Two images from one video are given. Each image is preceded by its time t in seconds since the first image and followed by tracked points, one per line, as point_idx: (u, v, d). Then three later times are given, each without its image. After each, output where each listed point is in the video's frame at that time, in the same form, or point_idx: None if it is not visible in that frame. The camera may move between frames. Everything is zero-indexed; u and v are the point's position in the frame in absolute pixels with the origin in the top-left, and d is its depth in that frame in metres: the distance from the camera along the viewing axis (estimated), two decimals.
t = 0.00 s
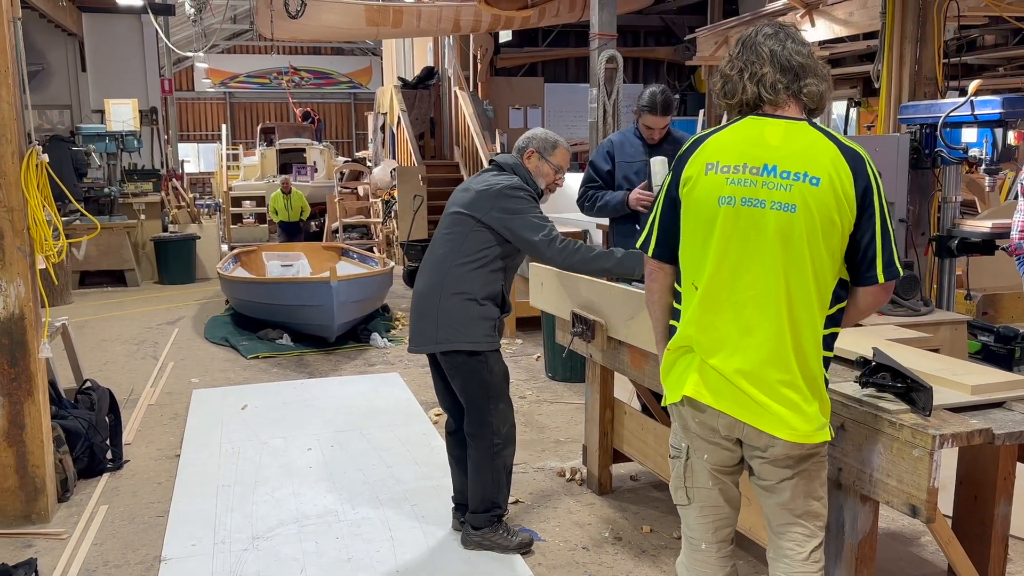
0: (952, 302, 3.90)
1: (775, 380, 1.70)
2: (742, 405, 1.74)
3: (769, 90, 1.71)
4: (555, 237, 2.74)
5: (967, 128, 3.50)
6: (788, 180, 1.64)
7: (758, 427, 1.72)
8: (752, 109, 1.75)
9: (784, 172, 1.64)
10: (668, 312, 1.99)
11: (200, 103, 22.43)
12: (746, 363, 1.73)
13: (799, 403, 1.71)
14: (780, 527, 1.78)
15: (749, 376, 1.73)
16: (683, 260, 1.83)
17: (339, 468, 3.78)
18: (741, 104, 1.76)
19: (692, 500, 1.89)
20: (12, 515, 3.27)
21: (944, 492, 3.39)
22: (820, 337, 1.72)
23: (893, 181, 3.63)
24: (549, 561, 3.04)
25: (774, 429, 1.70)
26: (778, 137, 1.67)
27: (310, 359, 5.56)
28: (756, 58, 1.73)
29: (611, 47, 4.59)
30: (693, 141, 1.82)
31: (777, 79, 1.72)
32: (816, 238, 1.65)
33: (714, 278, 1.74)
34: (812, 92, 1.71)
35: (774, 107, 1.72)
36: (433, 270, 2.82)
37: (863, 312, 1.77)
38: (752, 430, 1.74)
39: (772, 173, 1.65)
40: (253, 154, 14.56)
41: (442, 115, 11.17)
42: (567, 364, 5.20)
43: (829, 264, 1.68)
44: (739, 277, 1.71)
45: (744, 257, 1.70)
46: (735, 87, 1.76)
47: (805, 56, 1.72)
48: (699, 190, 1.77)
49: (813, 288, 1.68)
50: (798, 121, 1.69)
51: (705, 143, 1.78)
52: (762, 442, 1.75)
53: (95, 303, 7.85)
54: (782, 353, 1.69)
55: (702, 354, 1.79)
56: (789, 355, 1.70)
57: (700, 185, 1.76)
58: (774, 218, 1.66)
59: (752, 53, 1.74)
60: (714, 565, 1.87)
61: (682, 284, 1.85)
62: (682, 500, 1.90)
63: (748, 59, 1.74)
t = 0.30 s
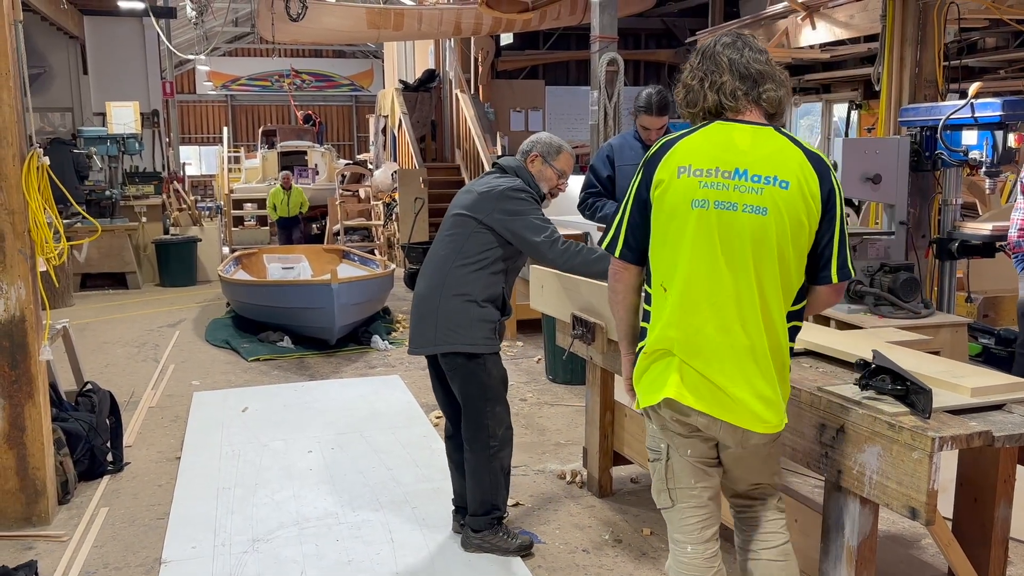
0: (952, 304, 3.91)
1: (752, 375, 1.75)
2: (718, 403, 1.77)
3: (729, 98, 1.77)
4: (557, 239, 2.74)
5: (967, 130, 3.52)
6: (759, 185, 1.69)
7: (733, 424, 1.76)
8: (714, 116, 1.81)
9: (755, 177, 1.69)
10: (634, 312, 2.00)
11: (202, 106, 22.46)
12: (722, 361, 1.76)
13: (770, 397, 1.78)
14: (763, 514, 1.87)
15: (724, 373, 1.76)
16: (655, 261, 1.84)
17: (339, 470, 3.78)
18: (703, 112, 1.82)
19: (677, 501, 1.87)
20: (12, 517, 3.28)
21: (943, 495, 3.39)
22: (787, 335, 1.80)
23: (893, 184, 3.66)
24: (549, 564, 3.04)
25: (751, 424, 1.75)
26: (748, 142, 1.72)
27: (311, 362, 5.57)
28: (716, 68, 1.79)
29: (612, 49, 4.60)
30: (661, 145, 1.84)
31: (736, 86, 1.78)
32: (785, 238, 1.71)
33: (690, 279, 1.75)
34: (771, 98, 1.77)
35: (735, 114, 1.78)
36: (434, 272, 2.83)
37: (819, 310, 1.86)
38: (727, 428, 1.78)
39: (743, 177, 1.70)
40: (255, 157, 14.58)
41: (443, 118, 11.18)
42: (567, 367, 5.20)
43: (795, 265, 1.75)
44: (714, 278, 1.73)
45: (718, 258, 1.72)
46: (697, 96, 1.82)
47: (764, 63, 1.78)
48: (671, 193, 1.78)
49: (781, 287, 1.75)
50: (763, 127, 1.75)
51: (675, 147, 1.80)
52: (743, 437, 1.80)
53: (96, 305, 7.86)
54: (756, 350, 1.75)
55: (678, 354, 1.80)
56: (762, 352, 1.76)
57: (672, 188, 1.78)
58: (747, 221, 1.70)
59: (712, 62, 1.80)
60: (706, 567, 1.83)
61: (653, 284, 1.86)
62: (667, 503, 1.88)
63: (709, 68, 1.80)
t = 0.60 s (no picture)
0: (945, 307, 3.92)
1: (741, 369, 1.86)
2: (712, 398, 1.85)
3: (700, 109, 1.87)
4: (550, 243, 2.72)
5: (959, 133, 3.55)
6: (745, 187, 1.79)
7: (724, 418, 1.86)
8: (685, 128, 1.91)
9: (741, 180, 1.79)
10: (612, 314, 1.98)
11: (197, 109, 22.44)
12: (715, 358, 1.83)
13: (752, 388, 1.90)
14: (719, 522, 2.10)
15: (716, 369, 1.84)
16: (644, 260, 1.86)
17: (333, 474, 3.78)
18: (676, 124, 1.91)
19: (668, 501, 1.92)
20: (4, 521, 3.27)
21: (936, 496, 3.39)
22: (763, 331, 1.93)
23: (886, 187, 3.67)
24: (543, 566, 3.04)
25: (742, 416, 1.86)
26: (730, 147, 1.81)
27: (305, 364, 5.56)
28: (686, 80, 1.88)
29: (606, 52, 4.61)
30: (643, 148, 1.87)
31: (705, 98, 1.87)
32: (765, 240, 1.83)
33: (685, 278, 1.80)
34: (739, 109, 1.87)
35: (706, 124, 1.87)
36: (431, 274, 2.83)
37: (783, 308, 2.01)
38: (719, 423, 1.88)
39: (730, 180, 1.79)
40: (250, 160, 14.57)
41: (439, 120, 11.18)
42: (562, 369, 5.21)
43: (772, 264, 1.88)
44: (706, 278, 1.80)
45: (708, 257, 1.79)
46: (669, 108, 1.92)
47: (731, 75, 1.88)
48: (661, 194, 1.81)
49: (761, 284, 1.87)
50: (739, 134, 1.85)
51: (660, 150, 1.83)
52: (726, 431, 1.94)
53: (90, 308, 7.84)
54: (742, 346, 1.86)
55: (671, 352, 1.84)
56: (746, 348, 1.87)
57: (663, 189, 1.81)
58: (735, 222, 1.79)
59: (683, 76, 1.88)
60: (695, 562, 1.89)
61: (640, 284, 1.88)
62: (657, 503, 1.92)
63: (679, 82, 1.89)
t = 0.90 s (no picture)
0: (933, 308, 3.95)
1: (716, 353, 2.09)
2: (690, 379, 2.06)
3: (677, 112, 2.10)
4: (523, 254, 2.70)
5: (946, 135, 3.54)
6: (723, 183, 2.03)
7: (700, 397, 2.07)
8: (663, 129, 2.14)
9: (720, 176, 2.03)
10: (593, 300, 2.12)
11: (185, 111, 22.36)
12: (695, 341, 2.05)
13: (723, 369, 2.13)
14: (690, 512, 2.29)
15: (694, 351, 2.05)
16: (631, 249, 2.06)
17: (322, 476, 3.77)
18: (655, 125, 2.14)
19: (637, 481, 2.11)
20: None
21: (923, 496, 3.41)
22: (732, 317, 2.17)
23: (874, 188, 3.69)
24: (532, 568, 3.04)
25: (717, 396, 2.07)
26: (710, 146, 2.05)
27: (295, 367, 5.55)
28: (663, 86, 2.12)
29: (596, 55, 4.63)
30: (630, 142, 2.07)
31: (681, 102, 2.11)
32: (738, 232, 2.08)
33: (670, 265, 2.01)
34: (712, 113, 2.12)
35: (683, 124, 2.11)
36: (425, 279, 2.83)
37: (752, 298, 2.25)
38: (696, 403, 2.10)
39: (710, 176, 2.02)
40: (239, 162, 14.52)
41: (428, 122, 11.17)
42: (552, 371, 5.21)
43: (742, 256, 2.12)
44: (688, 266, 2.01)
45: (691, 246, 2.01)
46: (647, 114, 2.15)
47: (704, 83, 2.13)
48: (650, 186, 2.02)
49: (733, 275, 2.10)
50: (714, 136, 2.09)
51: (647, 145, 2.04)
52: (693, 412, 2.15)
53: (77, 311, 7.80)
54: (717, 331, 2.08)
55: (656, 334, 2.04)
56: (720, 331, 2.10)
57: (651, 179, 2.01)
58: (715, 214, 2.02)
59: (661, 83, 2.13)
60: (660, 532, 2.06)
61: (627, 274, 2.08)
62: (628, 482, 2.10)
63: (657, 88, 2.13)
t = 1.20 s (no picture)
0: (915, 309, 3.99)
1: (687, 336, 2.25)
2: (661, 362, 2.22)
3: (641, 117, 2.32)
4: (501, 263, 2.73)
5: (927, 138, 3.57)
6: (688, 178, 2.23)
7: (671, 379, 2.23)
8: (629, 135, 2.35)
9: (686, 170, 2.23)
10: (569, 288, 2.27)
11: (168, 113, 22.23)
12: (665, 324, 2.21)
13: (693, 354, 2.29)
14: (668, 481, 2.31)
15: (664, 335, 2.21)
16: (605, 240, 2.23)
17: (306, 480, 3.76)
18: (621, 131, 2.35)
19: (593, 459, 2.34)
20: None
21: (904, 496, 3.43)
22: (702, 305, 2.34)
23: (856, 190, 3.70)
24: (517, 570, 3.04)
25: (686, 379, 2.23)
26: (675, 145, 2.25)
27: (279, 370, 5.53)
28: (628, 96, 2.34)
29: (581, 58, 4.65)
30: (602, 141, 2.26)
31: (645, 109, 2.33)
32: (703, 225, 2.27)
33: (643, 253, 2.18)
34: (673, 119, 2.34)
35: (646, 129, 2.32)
36: (412, 284, 2.82)
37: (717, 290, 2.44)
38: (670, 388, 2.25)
39: (677, 171, 2.22)
40: (223, 165, 14.45)
41: (413, 124, 11.15)
42: (537, 374, 5.21)
43: (707, 248, 2.31)
44: (658, 253, 2.19)
45: (661, 235, 2.19)
46: (613, 121, 2.36)
47: (664, 92, 2.35)
48: (623, 180, 2.19)
49: (700, 264, 2.28)
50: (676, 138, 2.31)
51: (617, 143, 2.23)
52: (659, 400, 2.29)
53: (59, 315, 7.73)
54: (687, 316, 2.25)
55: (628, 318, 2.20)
56: (690, 317, 2.27)
57: (624, 172, 2.19)
58: (683, 205, 2.21)
59: (625, 93, 2.35)
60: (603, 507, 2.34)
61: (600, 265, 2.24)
62: (584, 460, 2.32)
63: (621, 99, 2.35)
